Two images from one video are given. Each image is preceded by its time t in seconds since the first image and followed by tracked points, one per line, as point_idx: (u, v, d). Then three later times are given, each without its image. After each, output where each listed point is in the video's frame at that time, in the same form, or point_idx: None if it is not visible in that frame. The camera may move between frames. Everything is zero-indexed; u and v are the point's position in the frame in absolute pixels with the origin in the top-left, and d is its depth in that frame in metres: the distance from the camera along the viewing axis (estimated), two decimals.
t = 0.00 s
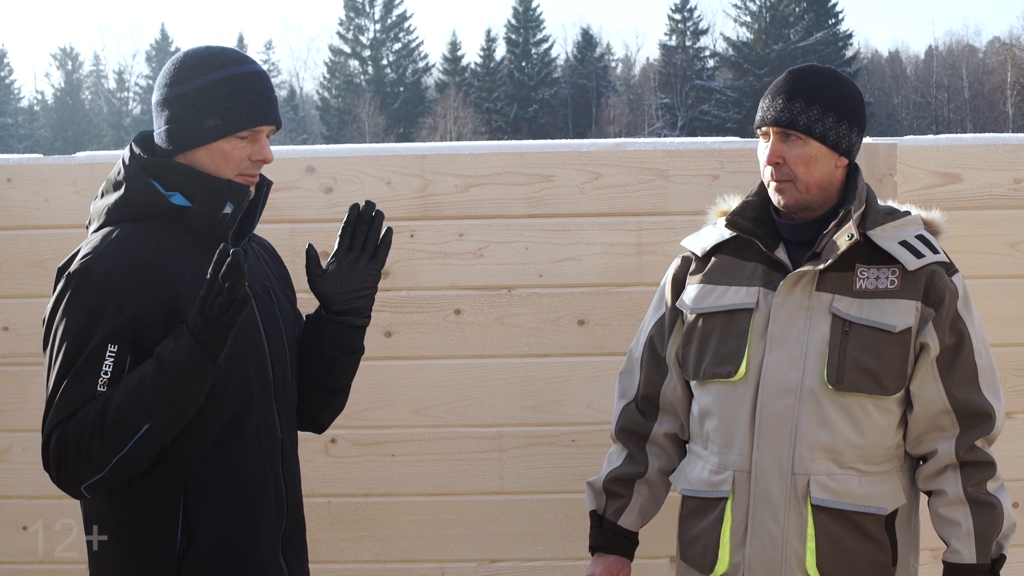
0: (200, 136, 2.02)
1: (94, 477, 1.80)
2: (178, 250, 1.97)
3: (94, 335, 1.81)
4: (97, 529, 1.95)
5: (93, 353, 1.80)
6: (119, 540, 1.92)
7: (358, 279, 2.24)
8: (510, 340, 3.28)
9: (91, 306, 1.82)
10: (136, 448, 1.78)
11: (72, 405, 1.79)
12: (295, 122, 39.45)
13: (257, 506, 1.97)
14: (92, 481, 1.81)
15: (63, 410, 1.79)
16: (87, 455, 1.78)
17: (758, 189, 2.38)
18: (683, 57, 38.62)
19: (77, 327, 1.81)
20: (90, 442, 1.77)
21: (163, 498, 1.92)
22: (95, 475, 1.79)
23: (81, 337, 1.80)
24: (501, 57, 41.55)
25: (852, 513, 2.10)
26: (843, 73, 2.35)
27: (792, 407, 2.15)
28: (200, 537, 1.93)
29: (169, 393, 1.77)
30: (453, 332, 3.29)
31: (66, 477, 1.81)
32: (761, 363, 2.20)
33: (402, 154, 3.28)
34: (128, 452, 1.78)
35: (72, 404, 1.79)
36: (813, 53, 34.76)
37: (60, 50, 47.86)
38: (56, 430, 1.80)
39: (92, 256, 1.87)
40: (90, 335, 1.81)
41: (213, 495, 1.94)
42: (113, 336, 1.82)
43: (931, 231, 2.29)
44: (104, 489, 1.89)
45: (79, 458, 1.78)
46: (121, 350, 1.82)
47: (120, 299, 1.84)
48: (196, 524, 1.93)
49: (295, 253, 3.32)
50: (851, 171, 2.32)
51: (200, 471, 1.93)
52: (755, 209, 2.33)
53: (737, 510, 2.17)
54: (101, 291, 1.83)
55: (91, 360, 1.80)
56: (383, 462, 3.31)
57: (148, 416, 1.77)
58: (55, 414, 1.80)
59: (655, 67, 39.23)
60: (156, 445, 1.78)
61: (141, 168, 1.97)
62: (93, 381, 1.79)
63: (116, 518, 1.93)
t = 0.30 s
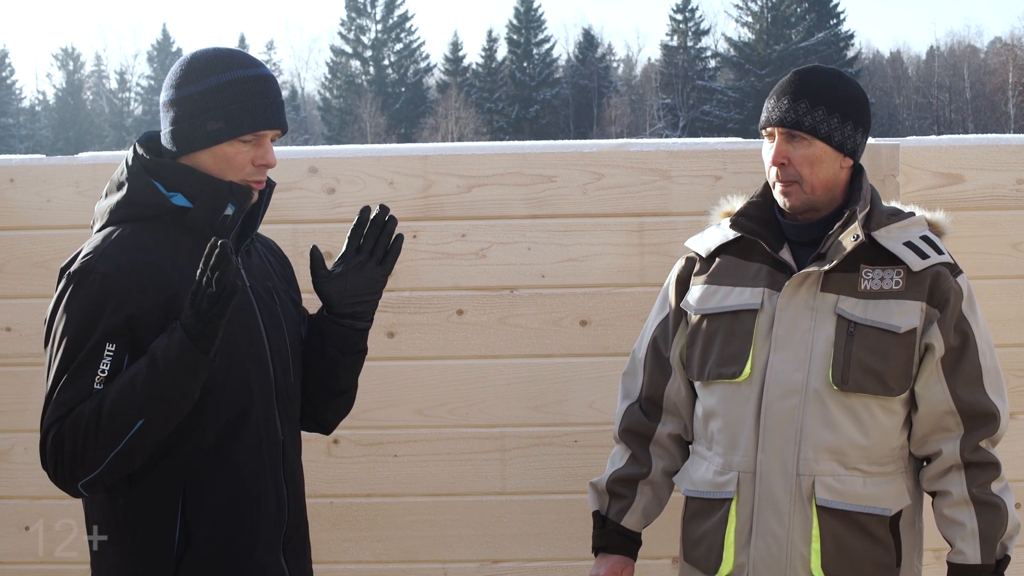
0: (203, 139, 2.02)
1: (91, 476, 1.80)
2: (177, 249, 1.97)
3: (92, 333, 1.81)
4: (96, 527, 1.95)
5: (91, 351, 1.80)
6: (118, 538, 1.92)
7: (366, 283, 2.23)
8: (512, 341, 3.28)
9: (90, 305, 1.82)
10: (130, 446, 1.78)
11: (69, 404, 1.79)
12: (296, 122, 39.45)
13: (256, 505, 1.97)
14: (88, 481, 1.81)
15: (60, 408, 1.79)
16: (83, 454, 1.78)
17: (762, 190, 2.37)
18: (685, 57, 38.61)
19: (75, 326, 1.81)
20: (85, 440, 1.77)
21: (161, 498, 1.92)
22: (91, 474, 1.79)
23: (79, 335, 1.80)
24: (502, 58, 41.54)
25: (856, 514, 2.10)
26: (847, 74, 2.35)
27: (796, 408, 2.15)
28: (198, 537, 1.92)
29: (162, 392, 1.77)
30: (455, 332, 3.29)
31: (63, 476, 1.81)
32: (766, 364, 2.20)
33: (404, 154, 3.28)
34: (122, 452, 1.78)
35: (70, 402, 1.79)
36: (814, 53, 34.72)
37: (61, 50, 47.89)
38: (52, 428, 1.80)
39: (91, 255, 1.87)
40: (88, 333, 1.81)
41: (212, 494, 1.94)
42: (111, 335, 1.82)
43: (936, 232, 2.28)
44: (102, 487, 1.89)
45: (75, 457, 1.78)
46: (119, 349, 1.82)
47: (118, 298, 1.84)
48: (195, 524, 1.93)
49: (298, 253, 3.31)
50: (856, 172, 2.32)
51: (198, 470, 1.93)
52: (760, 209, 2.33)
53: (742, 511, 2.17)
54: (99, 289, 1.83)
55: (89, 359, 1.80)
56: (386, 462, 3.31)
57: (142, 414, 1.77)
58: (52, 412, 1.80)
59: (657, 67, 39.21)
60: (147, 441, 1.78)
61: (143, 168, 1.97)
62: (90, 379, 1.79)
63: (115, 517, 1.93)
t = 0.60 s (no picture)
0: (197, 143, 2.02)
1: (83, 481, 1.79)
2: (170, 251, 1.96)
3: (83, 335, 1.80)
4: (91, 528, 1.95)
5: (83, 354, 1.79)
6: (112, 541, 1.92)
7: (357, 286, 2.23)
8: (510, 341, 3.28)
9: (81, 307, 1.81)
10: (109, 444, 1.76)
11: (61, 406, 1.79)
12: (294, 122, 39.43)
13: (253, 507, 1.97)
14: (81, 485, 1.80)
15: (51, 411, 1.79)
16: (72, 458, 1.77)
17: (763, 190, 2.37)
18: (683, 57, 38.62)
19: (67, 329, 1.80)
20: (76, 444, 1.76)
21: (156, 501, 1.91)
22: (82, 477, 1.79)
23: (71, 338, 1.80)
24: (500, 58, 41.53)
25: (856, 514, 2.10)
26: (848, 75, 2.35)
27: (797, 409, 2.15)
28: (190, 539, 1.92)
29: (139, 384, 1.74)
30: (454, 333, 3.28)
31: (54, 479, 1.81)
32: (767, 365, 2.20)
33: (403, 155, 3.28)
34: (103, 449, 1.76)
35: (61, 402, 1.79)
36: (813, 53, 34.73)
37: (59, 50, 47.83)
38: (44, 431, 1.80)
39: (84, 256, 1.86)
40: (80, 335, 1.80)
41: (206, 495, 1.93)
42: (103, 338, 1.81)
43: (936, 234, 2.28)
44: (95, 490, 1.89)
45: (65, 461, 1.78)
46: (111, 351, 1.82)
47: (111, 299, 1.83)
48: (190, 526, 1.92)
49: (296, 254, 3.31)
50: (857, 173, 2.32)
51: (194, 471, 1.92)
52: (761, 210, 2.33)
53: (742, 511, 2.17)
54: (92, 291, 1.82)
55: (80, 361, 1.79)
56: (384, 462, 3.31)
57: (129, 417, 1.75)
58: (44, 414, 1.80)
59: (655, 68, 39.21)
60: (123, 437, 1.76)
61: (142, 170, 1.97)
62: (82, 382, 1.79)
63: (110, 519, 1.92)
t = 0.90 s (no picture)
0: (224, 141, 2.00)
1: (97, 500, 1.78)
2: (182, 258, 1.95)
3: (95, 348, 1.78)
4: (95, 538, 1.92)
5: (95, 366, 1.77)
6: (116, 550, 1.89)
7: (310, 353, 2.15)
8: (510, 341, 3.27)
9: (93, 318, 1.79)
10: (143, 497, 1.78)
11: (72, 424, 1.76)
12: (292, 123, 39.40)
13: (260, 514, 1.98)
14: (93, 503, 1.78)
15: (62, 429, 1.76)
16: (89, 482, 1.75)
17: (763, 191, 2.37)
18: (682, 58, 38.63)
19: (77, 339, 1.78)
20: (92, 467, 1.75)
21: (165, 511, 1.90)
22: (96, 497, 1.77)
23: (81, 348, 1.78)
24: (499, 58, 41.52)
25: (855, 514, 2.10)
26: (848, 76, 2.35)
27: (798, 409, 2.14)
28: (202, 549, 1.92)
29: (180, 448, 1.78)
30: (453, 333, 3.28)
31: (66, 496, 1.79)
32: (767, 364, 2.20)
33: (401, 156, 3.27)
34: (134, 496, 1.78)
35: (74, 422, 1.76)
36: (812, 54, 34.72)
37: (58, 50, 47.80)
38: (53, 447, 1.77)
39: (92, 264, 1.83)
40: (90, 345, 1.78)
41: (216, 505, 1.94)
42: (114, 351, 1.79)
43: (935, 234, 2.28)
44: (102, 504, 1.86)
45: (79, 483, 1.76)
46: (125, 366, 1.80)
47: (122, 309, 1.81)
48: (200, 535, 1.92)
49: (295, 254, 3.30)
50: (857, 174, 2.31)
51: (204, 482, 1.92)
52: (761, 210, 2.33)
53: (742, 511, 2.17)
54: (103, 301, 1.80)
55: (92, 373, 1.77)
56: (384, 463, 3.31)
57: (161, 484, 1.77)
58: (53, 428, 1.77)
59: (654, 68, 39.20)
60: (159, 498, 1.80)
61: (146, 172, 1.96)
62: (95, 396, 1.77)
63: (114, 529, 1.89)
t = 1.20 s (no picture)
0: (236, 135, 1.97)
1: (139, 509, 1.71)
2: (206, 258, 1.92)
3: (130, 350, 1.71)
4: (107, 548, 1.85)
5: (134, 371, 1.71)
6: (132, 557, 1.82)
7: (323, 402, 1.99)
8: (511, 341, 3.28)
9: (124, 320, 1.72)
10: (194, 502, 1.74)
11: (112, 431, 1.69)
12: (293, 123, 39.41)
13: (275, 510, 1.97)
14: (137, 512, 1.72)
15: (100, 437, 1.68)
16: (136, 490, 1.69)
17: (764, 191, 2.38)
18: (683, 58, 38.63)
19: (110, 342, 1.70)
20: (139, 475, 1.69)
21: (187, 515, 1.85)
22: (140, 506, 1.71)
23: (116, 350, 1.70)
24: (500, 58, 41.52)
25: (855, 514, 2.10)
26: (849, 76, 2.35)
27: (799, 409, 2.15)
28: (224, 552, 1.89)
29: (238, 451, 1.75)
30: (455, 333, 3.29)
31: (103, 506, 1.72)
32: (768, 364, 2.20)
33: (403, 156, 3.28)
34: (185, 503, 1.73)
35: (115, 428, 1.69)
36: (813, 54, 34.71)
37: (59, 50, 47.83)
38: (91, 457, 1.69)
39: (123, 264, 1.76)
40: (126, 348, 1.71)
41: (237, 507, 1.91)
42: (151, 353, 1.73)
43: (936, 234, 2.28)
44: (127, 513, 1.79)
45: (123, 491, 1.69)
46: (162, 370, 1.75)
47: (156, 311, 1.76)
48: (221, 531, 1.89)
49: (297, 254, 3.31)
50: (858, 174, 2.32)
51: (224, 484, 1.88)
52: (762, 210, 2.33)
53: (743, 511, 2.17)
54: (137, 303, 1.74)
55: (130, 379, 1.70)
56: (385, 463, 3.31)
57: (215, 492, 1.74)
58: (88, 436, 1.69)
59: (655, 68, 39.19)
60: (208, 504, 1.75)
61: (160, 173, 1.91)
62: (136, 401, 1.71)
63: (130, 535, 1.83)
